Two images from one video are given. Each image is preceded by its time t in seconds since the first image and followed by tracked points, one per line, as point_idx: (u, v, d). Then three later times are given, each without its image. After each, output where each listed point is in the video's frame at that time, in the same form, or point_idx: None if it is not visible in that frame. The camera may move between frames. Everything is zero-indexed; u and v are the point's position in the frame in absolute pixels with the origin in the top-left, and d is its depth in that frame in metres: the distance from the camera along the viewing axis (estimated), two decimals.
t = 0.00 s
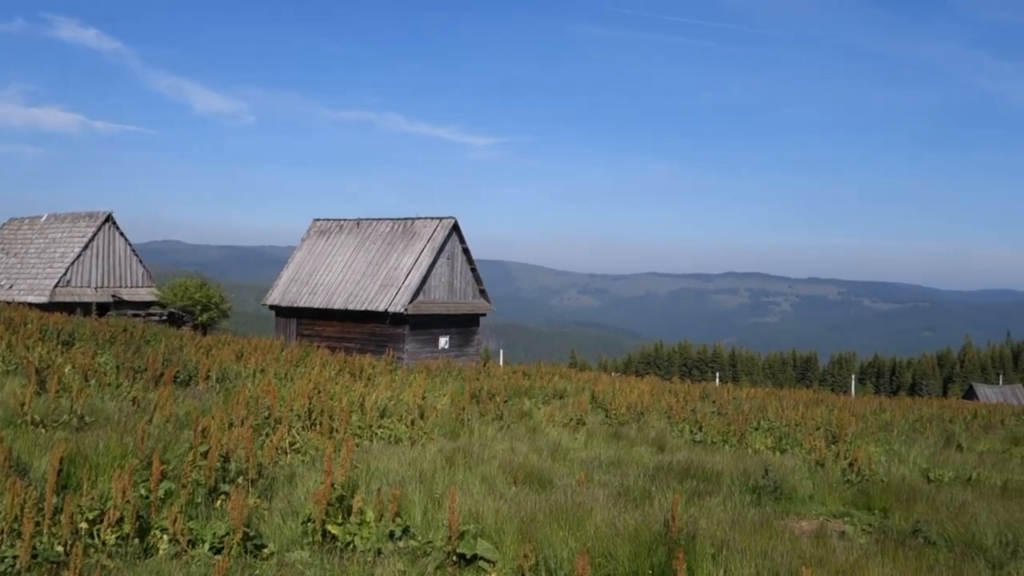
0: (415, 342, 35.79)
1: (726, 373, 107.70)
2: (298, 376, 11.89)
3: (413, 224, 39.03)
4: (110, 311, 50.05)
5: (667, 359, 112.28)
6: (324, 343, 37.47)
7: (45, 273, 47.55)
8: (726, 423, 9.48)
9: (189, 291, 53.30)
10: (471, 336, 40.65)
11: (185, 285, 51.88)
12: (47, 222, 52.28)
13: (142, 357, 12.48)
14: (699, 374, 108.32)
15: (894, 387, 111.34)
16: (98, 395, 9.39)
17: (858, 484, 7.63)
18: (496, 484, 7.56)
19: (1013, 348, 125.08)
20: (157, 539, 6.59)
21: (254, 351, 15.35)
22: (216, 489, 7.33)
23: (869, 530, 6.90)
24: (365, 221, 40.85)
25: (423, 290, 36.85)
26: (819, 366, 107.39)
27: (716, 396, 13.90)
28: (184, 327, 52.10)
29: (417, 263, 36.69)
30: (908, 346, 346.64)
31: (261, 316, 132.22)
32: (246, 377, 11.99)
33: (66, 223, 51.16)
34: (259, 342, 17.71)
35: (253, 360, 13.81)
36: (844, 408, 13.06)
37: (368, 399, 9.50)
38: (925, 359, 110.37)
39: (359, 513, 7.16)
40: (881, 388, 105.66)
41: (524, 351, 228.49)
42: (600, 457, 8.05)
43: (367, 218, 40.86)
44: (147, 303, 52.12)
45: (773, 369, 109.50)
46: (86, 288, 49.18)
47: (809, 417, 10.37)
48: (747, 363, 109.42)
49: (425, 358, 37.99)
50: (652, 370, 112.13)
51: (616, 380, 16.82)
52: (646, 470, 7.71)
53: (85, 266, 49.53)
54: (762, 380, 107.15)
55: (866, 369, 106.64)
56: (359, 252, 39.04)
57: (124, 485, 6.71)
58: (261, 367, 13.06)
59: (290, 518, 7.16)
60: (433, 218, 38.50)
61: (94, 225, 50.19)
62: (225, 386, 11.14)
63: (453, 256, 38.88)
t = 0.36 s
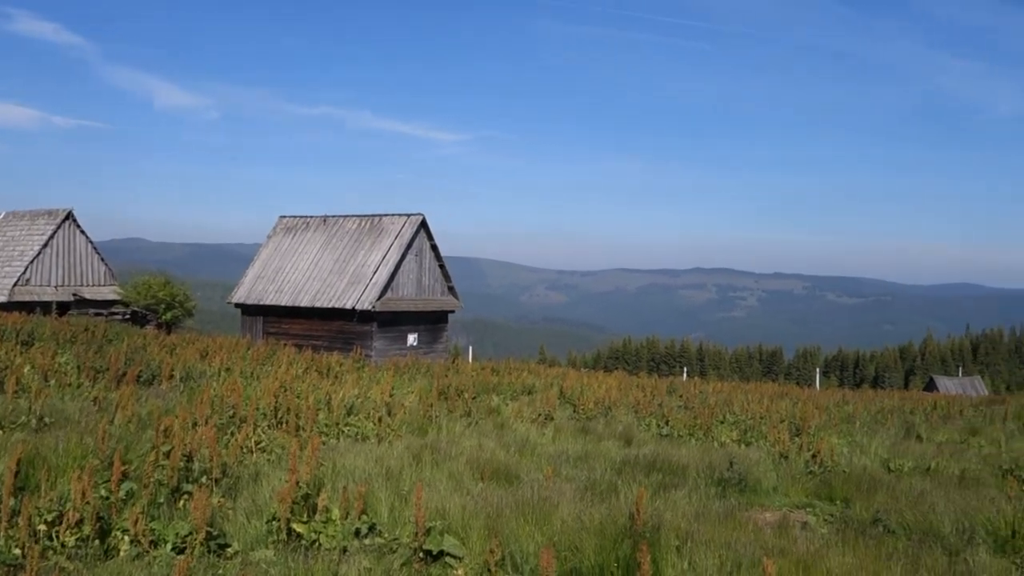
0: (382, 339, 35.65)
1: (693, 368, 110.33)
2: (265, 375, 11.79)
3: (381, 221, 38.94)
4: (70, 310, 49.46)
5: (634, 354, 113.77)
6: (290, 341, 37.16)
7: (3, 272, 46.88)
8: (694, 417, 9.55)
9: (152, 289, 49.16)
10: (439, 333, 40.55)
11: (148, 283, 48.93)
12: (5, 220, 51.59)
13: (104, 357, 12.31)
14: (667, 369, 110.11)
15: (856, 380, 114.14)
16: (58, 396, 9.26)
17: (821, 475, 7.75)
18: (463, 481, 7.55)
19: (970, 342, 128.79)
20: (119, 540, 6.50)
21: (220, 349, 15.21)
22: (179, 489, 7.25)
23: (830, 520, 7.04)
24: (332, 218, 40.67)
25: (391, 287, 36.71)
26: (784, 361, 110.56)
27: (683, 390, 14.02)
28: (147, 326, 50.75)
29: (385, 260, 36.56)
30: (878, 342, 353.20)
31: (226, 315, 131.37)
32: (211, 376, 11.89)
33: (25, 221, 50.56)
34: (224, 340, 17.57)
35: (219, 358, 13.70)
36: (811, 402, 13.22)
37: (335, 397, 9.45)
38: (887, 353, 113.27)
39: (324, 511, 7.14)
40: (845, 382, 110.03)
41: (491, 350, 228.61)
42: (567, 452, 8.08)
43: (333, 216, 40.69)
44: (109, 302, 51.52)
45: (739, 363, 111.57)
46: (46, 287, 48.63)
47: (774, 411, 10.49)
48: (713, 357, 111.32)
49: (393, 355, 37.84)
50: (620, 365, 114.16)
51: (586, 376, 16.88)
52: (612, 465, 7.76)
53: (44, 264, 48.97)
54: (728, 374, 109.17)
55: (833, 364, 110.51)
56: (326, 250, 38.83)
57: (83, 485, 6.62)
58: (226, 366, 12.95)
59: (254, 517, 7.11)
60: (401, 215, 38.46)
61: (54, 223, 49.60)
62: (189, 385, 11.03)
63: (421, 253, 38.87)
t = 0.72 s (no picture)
0: (338, 334, 35.56)
1: (649, 360, 111.90)
2: (217, 371, 11.64)
3: (336, 215, 38.69)
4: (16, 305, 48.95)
5: (591, 348, 114.69)
6: (244, 336, 36.90)
7: None
8: (648, 410, 9.58)
9: (102, 284, 49.93)
10: (395, 328, 40.53)
11: (97, 278, 49.66)
12: None
13: (51, 353, 12.10)
14: (623, 361, 111.40)
15: (807, 371, 116.80)
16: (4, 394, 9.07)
17: (772, 465, 7.84)
18: (418, 475, 7.50)
19: (918, 333, 132.42)
20: (65, 540, 6.36)
21: (170, 345, 15.08)
22: (128, 487, 7.15)
23: (781, 510, 7.13)
24: (286, 212, 40.32)
25: (346, 282, 36.55)
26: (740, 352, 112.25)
27: (639, 383, 14.17)
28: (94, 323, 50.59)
29: (340, 254, 36.34)
30: (844, 336, 359.76)
31: (178, 309, 129.97)
32: (162, 372, 11.74)
33: None
34: (175, 334, 17.50)
35: (170, 353, 13.55)
36: (762, 392, 13.39)
37: (289, 392, 9.36)
38: (838, 345, 115.95)
39: (277, 507, 7.07)
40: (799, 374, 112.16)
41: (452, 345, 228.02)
42: (522, 446, 8.08)
43: (288, 210, 40.33)
44: (57, 297, 50.97)
45: (695, 356, 113.26)
46: None
47: (728, 403, 10.60)
48: (669, 350, 112.78)
49: (348, 349, 37.76)
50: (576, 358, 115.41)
51: (540, 369, 16.93)
52: (567, 457, 7.77)
53: None
54: (684, 367, 110.82)
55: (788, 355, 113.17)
56: (280, 244, 38.50)
57: (27, 484, 6.47)
58: (178, 362, 12.81)
59: (205, 515, 7.02)
60: (356, 209, 38.25)
61: None
62: (139, 381, 10.88)
63: (377, 247, 38.74)
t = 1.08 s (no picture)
0: (287, 330, 35.39)
1: (600, 356, 114.14)
2: (163, 368, 11.43)
3: (285, 210, 38.33)
4: None
5: (543, 344, 115.39)
6: (191, 332, 36.50)
7: None
8: (598, 405, 9.64)
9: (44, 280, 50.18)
10: (345, 323, 40.53)
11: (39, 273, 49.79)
12: None
13: None
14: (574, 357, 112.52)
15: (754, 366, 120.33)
16: None
17: (719, 459, 7.93)
18: (367, 472, 7.47)
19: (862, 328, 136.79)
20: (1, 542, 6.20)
21: (114, 342, 14.84)
22: (69, 486, 7.01)
23: (728, 503, 7.22)
24: (234, 206, 39.80)
25: (296, 278, 36.33)
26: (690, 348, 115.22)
27: (588, 378, 14.31)
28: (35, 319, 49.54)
29: (289, 250, 36.06)
30: (803, 329, 368.44)
31: (122, 305, 127.48)
32: (106, 369, 11.54)
33: None
34: (118, 332, 17.31)
35: (114, 351, 13.33)
36: (710, 387, 13.61)
37: (238, 390, 9.27)
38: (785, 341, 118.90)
39: (223, 505, 6.98)
40: (747, 368, 115.39)
41: (402, 342, 226.99)
42: (472, 442, 8.07)
43: (235, 204, 39.82)
44: None
45: (645, 351, 114.96)
46: None
47: (677, 398, 10.70)
48: (620, 345, 113.79)
49: (298, 346, 37.61)
50: (527, 354, 117.02)
51: (492, 364, 16.97)
52: (516, 453, 7.79)
53: None
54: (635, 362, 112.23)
55: (736, 350, 116.74)
56: (228, 239, 38.03)
57: None
58: (122, 359, 12.60)
59: (149, 514, 6.90)
60: (305, 204, 37.93)
61: None
62: (82, 379, 10.68)
63: (327, 242, 38.54)
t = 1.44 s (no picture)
0: (237, 326, 35.16)
1: (555, 352, 119.19)
2: (109, 364, 11.21)
3: (236, 204, 37.87)
4: None
5: (497, 339, 120.61)
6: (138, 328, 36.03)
7: None
8: (551, 401, 9.67)
9: None
10: (297, 319, 40.39)
11: None
12: None
13: None
14: (529, 352, 119.32)
15: (706, 362, 125.83)
16: None
17: (669, 454, 8.00)
18: (317, 468, 7.42)
19: (811, 325, 142.01)
20: None
21: (59, 337, 14.58)
22: (10, 486, 6.84)
23: (677, 497, 7.28)
24: (183, 200, 39.21)
25: (247, 272, 35.99)
26: (642, 345, 122.04)
27: (542, 374, 14.40)
28: None
29: (240, 244, 35.69)
30: (761, 324, 381.20)
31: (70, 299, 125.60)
32: (49, 365, 11.33)
33: None
34: (63, 327, 17.05)
35: (59, 346, 13.08)
36: (661, 383, 13.80)
37: (187, 387, 9.14)
38: (735, 337, 125.44)
39: (169, 503, 6.86)
40: (698, 364, 123.30)
41: (354, 336, 227.52)
42: (424, 438, 8.05)
43: (185, 197, 39.23)
44: None
45: (599, 347, 121.58)
46: None
47: (629, 394, 10.80)
48: (573, 341, 121.04)
49: (249, 341, 37.37)
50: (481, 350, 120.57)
51: (446, 360, 16.99)
52: (468, 448, 7.79)
53: None
54: (587, 358, 119.54)
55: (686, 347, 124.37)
56: (177, 233, 37.48)
57: None
58: (67, 355, 12.37)
59: (92, 513, 6.77)
60: (256, 198, 37.53)
61: None
62: (24, 375, 10.46)
63: (278, 237, 38.25)
